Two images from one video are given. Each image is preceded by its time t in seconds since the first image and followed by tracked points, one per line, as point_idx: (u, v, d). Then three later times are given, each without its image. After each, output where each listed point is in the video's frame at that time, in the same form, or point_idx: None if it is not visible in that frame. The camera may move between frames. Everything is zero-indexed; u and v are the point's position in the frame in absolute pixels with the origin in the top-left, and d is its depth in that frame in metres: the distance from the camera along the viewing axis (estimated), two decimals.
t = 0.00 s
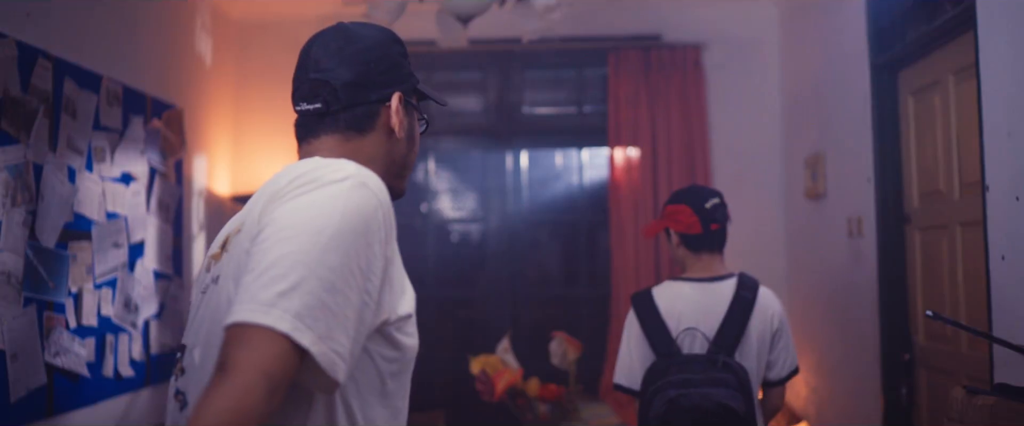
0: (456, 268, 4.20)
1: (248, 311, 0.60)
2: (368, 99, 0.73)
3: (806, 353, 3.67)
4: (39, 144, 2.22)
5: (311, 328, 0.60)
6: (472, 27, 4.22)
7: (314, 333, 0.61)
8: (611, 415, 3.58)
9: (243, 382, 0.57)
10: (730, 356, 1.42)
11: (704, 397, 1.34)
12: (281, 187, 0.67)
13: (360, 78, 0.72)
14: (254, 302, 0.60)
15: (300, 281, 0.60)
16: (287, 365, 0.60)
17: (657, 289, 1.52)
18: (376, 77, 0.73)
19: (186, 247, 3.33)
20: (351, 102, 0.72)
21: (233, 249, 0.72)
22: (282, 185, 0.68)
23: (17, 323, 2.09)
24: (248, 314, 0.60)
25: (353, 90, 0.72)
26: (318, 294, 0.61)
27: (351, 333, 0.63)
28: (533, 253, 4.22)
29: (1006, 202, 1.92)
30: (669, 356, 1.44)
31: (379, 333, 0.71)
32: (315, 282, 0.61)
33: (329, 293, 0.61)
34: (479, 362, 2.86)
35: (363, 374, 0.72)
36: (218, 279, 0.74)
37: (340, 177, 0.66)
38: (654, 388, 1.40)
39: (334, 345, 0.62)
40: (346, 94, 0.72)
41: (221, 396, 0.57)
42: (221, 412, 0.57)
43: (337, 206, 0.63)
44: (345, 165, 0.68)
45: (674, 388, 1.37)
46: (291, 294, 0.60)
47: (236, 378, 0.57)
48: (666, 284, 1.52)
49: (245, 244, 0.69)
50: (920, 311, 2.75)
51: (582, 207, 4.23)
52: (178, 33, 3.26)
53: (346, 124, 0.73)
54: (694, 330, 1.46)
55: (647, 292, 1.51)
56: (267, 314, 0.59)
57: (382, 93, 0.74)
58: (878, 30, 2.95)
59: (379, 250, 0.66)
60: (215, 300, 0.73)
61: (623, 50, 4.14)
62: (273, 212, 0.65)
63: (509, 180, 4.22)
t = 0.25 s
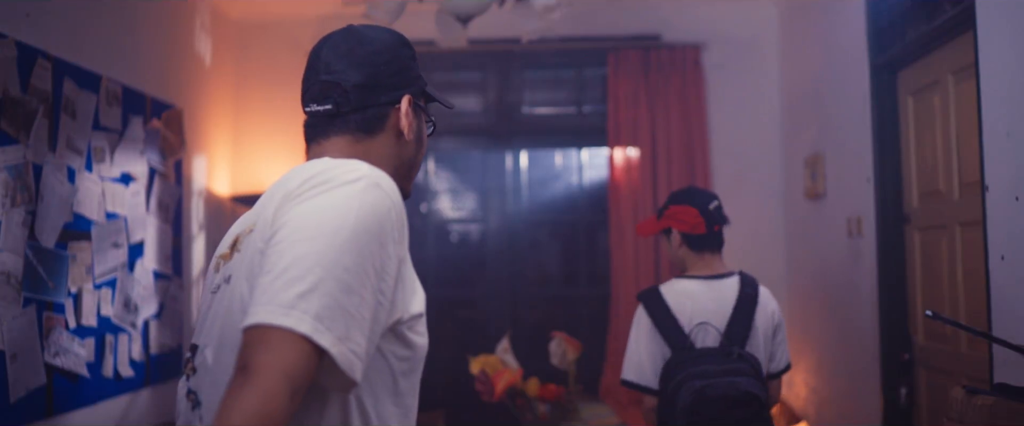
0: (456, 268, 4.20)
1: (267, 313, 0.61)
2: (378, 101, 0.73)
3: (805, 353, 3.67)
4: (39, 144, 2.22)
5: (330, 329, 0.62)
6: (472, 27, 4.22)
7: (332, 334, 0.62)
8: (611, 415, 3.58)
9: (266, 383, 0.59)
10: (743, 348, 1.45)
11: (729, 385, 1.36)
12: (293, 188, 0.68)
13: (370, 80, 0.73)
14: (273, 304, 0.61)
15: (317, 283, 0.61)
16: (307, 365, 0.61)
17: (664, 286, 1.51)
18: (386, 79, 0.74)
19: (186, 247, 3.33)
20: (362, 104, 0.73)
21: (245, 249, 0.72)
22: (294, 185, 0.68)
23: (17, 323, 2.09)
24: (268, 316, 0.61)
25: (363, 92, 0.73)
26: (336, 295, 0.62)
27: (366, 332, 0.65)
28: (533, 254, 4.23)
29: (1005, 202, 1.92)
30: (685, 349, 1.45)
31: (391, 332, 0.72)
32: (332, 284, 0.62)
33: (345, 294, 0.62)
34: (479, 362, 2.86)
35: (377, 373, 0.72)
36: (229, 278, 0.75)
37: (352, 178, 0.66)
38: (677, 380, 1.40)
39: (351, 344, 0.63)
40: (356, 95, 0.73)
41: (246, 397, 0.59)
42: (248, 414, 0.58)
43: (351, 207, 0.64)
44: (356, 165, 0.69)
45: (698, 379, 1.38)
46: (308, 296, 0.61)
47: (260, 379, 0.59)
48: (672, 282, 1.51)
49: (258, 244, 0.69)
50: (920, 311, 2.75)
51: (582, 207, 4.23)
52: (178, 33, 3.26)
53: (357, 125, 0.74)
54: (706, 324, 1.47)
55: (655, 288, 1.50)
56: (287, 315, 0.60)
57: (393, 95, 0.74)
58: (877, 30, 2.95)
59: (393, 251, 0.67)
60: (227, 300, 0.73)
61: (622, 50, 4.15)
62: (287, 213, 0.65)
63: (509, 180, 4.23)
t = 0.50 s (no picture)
0: (456, 268, 4.20)
1: (280, 315, 0.61)
2: (381, 102, 0.73)
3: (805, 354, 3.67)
4: (39, 144, 2.22)
5: (342, 330, 0.62)
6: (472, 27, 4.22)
7: (344, 334, 0.62)
8: (610, 415, 3.59)
9: (282, 386, 0.60)
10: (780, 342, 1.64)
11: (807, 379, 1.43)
12: (300, 189, 0.68)
13: (374, 80, 0.73)
14: (286, 306, 0.61)
15: (329, 284, 0.62)
16: (321, 366, 0.62)
17: (704, 288, 1.67)
18: (390, 79, 0.74)
19: (186, 248, 3.33)
20: (366, 104, 0.73)
21: (252, 249, 0.72)
22: (300, 185, 0.68)
23: (17, 322, 2.09)
24: (281, 318, 0.61)
25: (367, 93, 0.73)
26: (348, 297, 0.62)
27: (377, 332, 0.65)
28: (533, 254, 4.22)
29: (1005, 202, 1.92)
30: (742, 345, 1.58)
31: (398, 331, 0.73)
32: (345, 285, 0.62)
33: (357, 295, 0.63)
34: (479, 362, 2.86)
35: (384, 372, 0.73)
36: (235, 278, 0.75)
37: (360, 178, 0.66)
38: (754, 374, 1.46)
39: (363, 345, 0.64)
40: (360, 96, 0.73)
41: (262, 400, 0.60)
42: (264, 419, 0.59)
43: (361, 209, 0.64)
44: (363, 164, 0.69)
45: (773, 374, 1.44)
46: (321, 298, 0.61)
47: (275, 383, 0.60)
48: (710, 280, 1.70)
49: (266, 244, 0.69)
50: (920, 311, 2.75)
51: (582, 207, 4.23)
52: (178, 33, 3.26)
53: (360, 125, 0.74)
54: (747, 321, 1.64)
55: (694, 288, 1.67)
56: (300, 318, 0.61)
57: (396, 96, 0.74)
58: (877, 31, 2.96)
59: (402, 249, 0.67)
60: (234, 300, 0.73)
61: (622, 50, 4.15)
62: (296, 214, 0.65)
63: (509, 181, 4.23)
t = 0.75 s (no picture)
0: (455, 268, 4.20)
1: (279, 318, 0.61)
2: (380, 102, 0.74)
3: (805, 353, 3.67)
4: (38, 144, 2.22)
5: (342, 333, 0.62)
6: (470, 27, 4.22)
7: (343, 336, 0.62)
8: (610, 414, 3.59)
9: (281, 390, 0.60)
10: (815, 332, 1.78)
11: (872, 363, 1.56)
12: (300, 190, 0.68)
13: (372, 80, 0.73)
14: (285, 308, 0.61)
15: (329, 286, 0.62)
16: (320, 369, 0.62)
17: (746, 280, 1.79)
18: (388, 79, 0.74)
19: (185, 247, 3.33)
20: (364, 104, 0.73)
21: (251, 251, 0.73)
22: (300, 187, 0.68)
23: (16, 322, 2.09)
24: (280, 321, 0.61)
25: (365, 93, 0.73)
26: (347, 299, 0.63)
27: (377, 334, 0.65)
28: (533, 253, 4.22)
29: (1004, 202, 1.92)
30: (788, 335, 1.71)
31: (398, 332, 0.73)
32: (344, 287, 0.62)
33: (356, 297, 0.63)
34: (478, 362, 2.86)
35: (384, 373, 0.73)
36: (233, 279, 0.75)
37: (359, 179, 0.67)
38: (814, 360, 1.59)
39: (363, 347, 0.64)
40: (359, 96, 0.73)
41: (262, 402, 0.60)
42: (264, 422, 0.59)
43: (360, 210, 0.64)
44: (362, 165, 0.69)
45: (837, 359, 1.56)
46: (320, 300, 0.62)
47: (275, 386, 0.60)
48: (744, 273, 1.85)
49: (265, 245, 0.69)
50: (919, 311, 2.75)
51: (581, 207, 4.22)
52: (178, 33, 3.26)
53: (358, 125, 0.74)
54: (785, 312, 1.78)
55: (738, 280, 1.79)
56: (299, 321, 0.61)
57: (395, 96, 0.74)
58: (876, 30, 2.96)
59: (401, 250, 0.68)
60: (233, 302, 0.73)
61: (621, 49, 4.15)
62: (295, 215, 0.65)
63: (508, 181, 4.23)
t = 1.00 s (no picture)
0: (448, 267, 4.21)
1: (267, 319, 0.64)
2: (368, 100, 0.78)
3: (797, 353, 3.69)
4: (28, 142, 2.21)
5: (329, 332, 0.65)
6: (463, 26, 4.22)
7: (330, 336, 0.65)
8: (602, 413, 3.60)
9: (269, 389, 0.62)
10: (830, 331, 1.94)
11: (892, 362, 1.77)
12: (288, 191, 0.70)
13: (361, 78, 0.77)
14: (273, 308, 0.64)
15: (315, 287, 0.64)
16: (306, 368, 0.65)
17: (772, 280, 1.89)
18: (376, 78, 0.78)
19: (178, 247, 3.32)
20: (353, 102, 0.77)
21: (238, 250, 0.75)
22: (288, 187, 0.71)
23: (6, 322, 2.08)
24: (268, 321, 0.64)
25: (354, 91, 0.77)
26: (334, 299, 0.65)
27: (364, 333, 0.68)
28: (526, 253, 4.25)
29: (995, 202, 1.94)
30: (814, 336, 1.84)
31: (385, 331, 0.76)
32: (330, 288, 0.65)
33: (343, 298, 0.66)
34: (469, 361, 2.86)
35: (372, 371, 0.77)
36: (221, 278, 0.77)
37: (345, 181, 0.69)
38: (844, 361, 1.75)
39: (350, 346, 0.67)
40: (348, 95, 0.77)
41: (250, 403, 0.63)
42: (253, 423, 0.62)
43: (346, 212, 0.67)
44: (349, 166, 0.71)
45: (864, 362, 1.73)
46: (307, 301, 0.64)
47: (263, 386, 0.63)
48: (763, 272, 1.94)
49: (252, 244, 0.71)
50: (910, 310, 2.78)
51: (574, 207, 4.27)
52: (169, 31, 3.25)
53: (346, 122, 0.78)
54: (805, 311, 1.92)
55: (766, 277, 1.88)
56: (286, 321, 0.64)
57: (382, 94, 0.78)
58: (868, 31, 2.98)
59: (387, 251, 0.70)
60: (221, 301, 0.75)
61: (615, 49, 4.19)
62: (283, 216, 0.68)
63: (500, 180, 4.23)
